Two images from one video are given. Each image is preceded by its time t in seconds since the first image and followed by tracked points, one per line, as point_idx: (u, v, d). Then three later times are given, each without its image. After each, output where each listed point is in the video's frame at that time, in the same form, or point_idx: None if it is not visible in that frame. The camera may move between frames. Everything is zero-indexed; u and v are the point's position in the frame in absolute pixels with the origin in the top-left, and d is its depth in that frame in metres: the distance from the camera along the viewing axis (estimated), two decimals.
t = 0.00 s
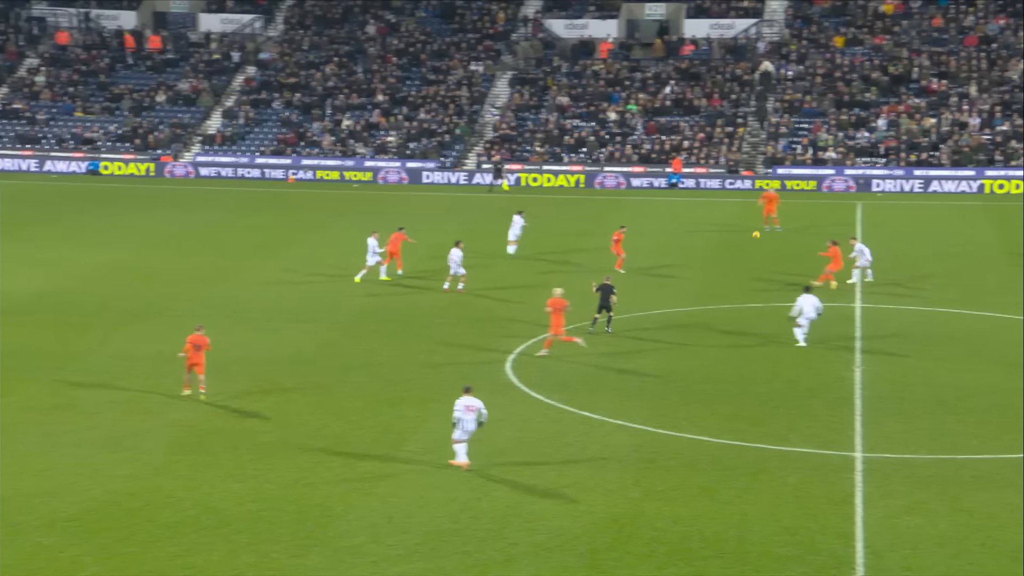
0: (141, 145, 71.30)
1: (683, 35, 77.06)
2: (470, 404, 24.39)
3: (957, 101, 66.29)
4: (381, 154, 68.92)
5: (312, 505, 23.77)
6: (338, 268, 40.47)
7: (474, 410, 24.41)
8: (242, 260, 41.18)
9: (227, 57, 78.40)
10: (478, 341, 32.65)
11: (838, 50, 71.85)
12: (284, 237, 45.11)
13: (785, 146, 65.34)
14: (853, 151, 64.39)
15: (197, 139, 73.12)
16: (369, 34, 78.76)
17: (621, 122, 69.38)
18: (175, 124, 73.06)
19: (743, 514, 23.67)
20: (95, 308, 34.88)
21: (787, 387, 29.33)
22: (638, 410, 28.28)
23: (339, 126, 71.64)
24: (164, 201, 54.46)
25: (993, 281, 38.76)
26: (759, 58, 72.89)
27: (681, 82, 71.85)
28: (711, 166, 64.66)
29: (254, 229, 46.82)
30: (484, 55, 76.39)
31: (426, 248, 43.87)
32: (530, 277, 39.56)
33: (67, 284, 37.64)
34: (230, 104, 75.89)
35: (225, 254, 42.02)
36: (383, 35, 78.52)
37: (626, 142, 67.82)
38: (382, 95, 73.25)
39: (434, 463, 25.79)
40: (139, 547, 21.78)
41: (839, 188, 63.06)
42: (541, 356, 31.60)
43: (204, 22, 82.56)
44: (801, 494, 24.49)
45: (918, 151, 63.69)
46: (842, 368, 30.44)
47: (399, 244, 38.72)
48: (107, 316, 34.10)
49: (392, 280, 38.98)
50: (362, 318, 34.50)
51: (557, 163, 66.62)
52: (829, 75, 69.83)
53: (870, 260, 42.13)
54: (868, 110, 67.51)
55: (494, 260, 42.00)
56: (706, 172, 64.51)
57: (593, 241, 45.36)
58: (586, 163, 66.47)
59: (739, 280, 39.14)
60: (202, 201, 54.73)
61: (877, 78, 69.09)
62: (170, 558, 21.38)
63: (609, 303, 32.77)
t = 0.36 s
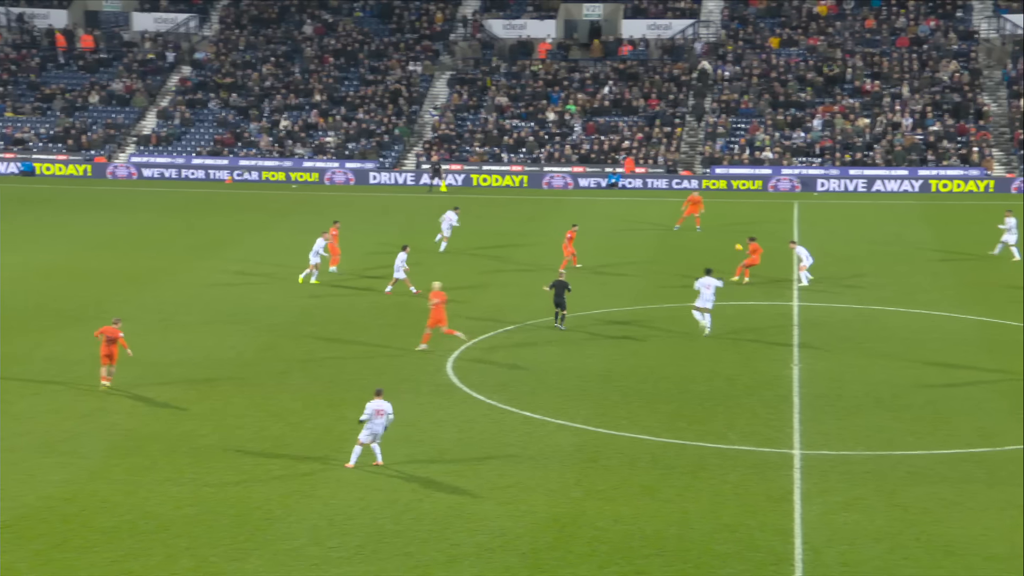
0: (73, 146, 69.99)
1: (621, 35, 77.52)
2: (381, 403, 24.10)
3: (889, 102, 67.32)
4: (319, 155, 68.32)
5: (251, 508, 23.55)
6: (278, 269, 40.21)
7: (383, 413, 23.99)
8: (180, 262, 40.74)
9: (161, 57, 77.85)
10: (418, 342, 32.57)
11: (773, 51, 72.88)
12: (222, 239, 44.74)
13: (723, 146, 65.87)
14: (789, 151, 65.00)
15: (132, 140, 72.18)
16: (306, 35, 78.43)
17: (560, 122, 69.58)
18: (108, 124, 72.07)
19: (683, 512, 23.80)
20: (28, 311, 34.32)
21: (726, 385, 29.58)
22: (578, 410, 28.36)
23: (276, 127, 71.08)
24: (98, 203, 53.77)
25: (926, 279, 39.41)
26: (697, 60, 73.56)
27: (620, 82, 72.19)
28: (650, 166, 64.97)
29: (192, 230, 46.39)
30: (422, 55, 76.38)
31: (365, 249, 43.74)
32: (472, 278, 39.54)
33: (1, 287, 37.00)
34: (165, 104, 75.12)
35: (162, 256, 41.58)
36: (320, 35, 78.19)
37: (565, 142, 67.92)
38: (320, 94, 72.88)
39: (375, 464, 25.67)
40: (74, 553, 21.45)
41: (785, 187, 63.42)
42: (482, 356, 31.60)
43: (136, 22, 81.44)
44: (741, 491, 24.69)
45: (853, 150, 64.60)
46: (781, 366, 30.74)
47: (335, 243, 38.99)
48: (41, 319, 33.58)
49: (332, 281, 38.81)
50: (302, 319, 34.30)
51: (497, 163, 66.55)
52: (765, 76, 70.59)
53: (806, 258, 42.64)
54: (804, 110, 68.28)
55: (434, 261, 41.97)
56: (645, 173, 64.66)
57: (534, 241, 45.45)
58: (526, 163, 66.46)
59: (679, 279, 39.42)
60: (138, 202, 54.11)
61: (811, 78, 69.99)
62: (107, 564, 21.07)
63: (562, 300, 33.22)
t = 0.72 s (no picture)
0: (27, 146, 69.28)
1: (580, 35, 77.82)
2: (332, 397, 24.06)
3: (846, 102, 67.81)
4: (278, 155, 67.92)
5: (210, 510, 23.39)
6: (237, 270, 40.03)
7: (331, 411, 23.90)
8: (137, 264, 40.40)
9: (116, 56, 77.39)
10: (379, 342, 32.50)
11: (731, 51, 73.68)
12: (180, 240, 44.49)
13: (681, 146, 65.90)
14: (747, 151, 65.31)
15: (87, 140, 71.51)
16: (263, 34, 78.16)
17: (519, 122, 69.48)
18: (63, 124, 71.36)
19: (644, 511, 23.87)
20: None
21: (686, 383, 29.69)
22: (539, 409, 28.38)
23: (234, 127, 70.64)
24: (54, 203, 53.29)
25: (882, 277, 39.76)
26: (655, 60, 73.97)
27: (578, 82, 72.35)
28: (609, 165, 65.16)
29: (150, 231, 46.10)
30: (380, 55, 76.41)
31: (325, 249, 43.64)
32: (433, 278, 39.50)
33: None
34: (120, 103, 74.57)
35: (118, 257, 41.29)
36: (277, 35, 77.93)
37: (524, 142, 67.69)
38: (277, 94, 72.43)
39: (334, 465, 25.57)
40: (29, 557, 21.23)
41: (752, 186, 63.74)
42: (442, 356, 31.56)
43: (91, 21, 81.18)
44: (701, 489, 24.78)
45: (810, 149, 64.99)
46: (740, 365, 30.89)
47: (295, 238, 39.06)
48: None
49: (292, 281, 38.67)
50: (261, 320, 34.15)
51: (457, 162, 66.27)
52: (722, 76, 71.02)
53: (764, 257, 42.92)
54: (761, 109, 68.64)
55: (394, 261, 41.93)
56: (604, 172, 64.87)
57: (494, 241, 45.46)
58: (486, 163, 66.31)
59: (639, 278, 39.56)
60: (94, 203, 53.69)
61: (768, 78, 70.44)
62: (63, 567, 20.88)
63: (533, 295, 33.38)
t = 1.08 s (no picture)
0: None
1: (543, 34, 77.84)
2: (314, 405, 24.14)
3: (807, 101, 68.06)
4: (240, 155, 67.30)
5: (173, 512, 23.24)
6: (201, 270, 39.83)
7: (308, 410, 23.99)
8: (100, 265, 40.09)
9: (76, 55, 76.80)
10: (344, 343, 32.39)
11: (693, 51, 73.66)
12: (142, 240, 44.23)
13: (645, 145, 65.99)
14: (711, 150, 65.40)
15: (46, 140, 70.86)
16: (225, 33, 77.70)
17: (484, 122, 69.07)
18: (22, 124, 70.70)
19: (609, 509, 23.90)
20: None
21: (651, 382, 29.77)
22: (504, 409, 28.37)
23: (196, 127, 70.09)
24: (14, 204, 52.83)
25: (844, 275, 40.00)
26: (619, 60, 74.07)
27: (542, 81, 72.31)
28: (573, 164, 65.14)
29: (112, 231, 45.79)
30: (343, 54, 76.14)
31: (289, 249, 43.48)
32: (398, 278, 39.44)
33: None
34: (80, 103, 73.98)
35: (80, 257, 41.01)
36: (239, 34, 77.48)
37: (488, 141, 67.52)
38: (239, 93, 72.03)
39: (299, 465, 25.46)
40: None
41: (723, 186, 64.08)
42: (407, 356, 31.50)
43: (50, 20, 80.59)
44: (665, 488, 24.85)
45: (772, 149, 65.14)
46: (705, 364, 30.98)
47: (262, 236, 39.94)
48: None
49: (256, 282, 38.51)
50: (225, 321, 33.98)
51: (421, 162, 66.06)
52: (686, 75, 70.99)
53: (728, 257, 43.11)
54: (724, 109, 68.74)
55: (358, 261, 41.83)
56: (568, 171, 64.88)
57: (459, 241, 45.43)
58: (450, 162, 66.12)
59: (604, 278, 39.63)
60: (55, 203, 53.26)
61: (731, 78, 70.64)
62: (23, 571, 20.69)
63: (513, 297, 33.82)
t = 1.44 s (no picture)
0: None
1: (511, 33, 77.95)
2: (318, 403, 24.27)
3: (775, 101, 68.38)
4: (207, 155, 67.09)
5: (140, 513, 23.11)
6: (169, 270, 39.66)
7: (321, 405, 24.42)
8: (67, 265, 39.87)
9: (40, 54, 76.39)
10: (313, 343, 32.32)
11: (662, 50, 73.84)
12: (109, 240, 44.00)
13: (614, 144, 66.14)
14: (679, 149, 65.68)
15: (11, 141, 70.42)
16: (192, 32, 77.32)
17: (452, 121, 69.18)
18: None
19: (578, 508, 23.93)
20: None
21: (621, 382, 29.81)
22: (473, 408, 28.37)
23: (162, 126, 69.78)
24: None
25: (812, 274, 40.19)
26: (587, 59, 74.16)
27: (510, 81, 72.34)
28: (542, 164, 65.20)
29: (79, 231, 45.53)
30: (312, 54, 76.03)
31: (258, 249, 43.37)
32: (367, 278, 39.41)
33: None
34: (45, 102, 73.56)
35: (47, 258, 40.76)
36: (206, 33, 77.08)
37: (457, 141, 67.58)
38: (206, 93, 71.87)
39: (267, 466, 25.38)
40: None
41: (699, 185, 64.13)
42: (377, 357, 31.44)
43: (14, 19, 80.10)
44: (634, 487, 24.89)
45: (740, 149, 65.26)
46: (674, 363, 31.06)
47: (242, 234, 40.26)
48: None
49: (224, 282, 38.39)
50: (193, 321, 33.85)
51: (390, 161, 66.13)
52: (654, 75, 71.31)
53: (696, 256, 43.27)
54: (692, 108, 68.94)
55: (327, 262, 41.77)
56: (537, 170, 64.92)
57: (429, 240, 45.41)
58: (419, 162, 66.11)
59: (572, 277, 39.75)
60: (22, 203, 52.92)
61: (699, 77, 70.83)
62: None
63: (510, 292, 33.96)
